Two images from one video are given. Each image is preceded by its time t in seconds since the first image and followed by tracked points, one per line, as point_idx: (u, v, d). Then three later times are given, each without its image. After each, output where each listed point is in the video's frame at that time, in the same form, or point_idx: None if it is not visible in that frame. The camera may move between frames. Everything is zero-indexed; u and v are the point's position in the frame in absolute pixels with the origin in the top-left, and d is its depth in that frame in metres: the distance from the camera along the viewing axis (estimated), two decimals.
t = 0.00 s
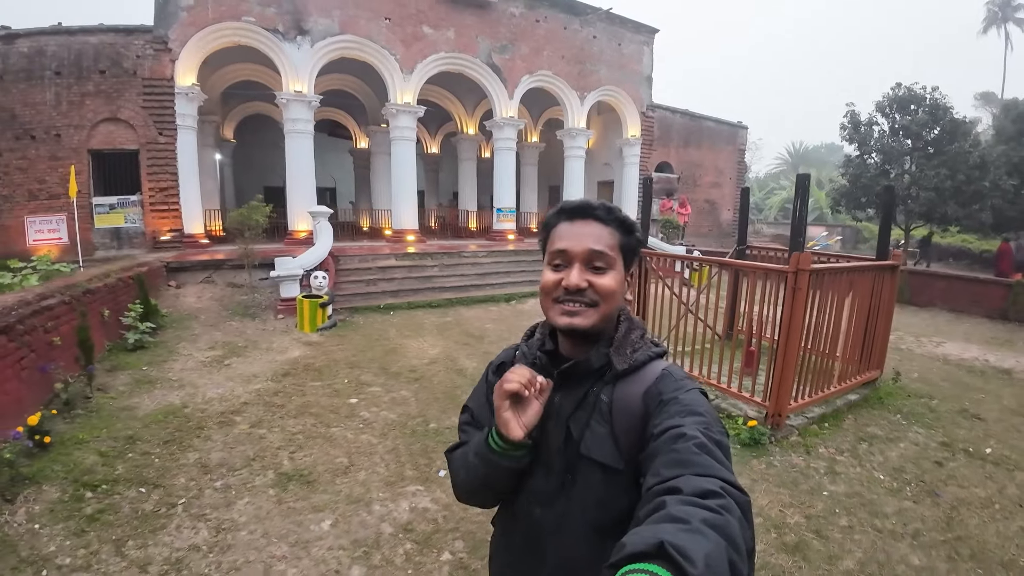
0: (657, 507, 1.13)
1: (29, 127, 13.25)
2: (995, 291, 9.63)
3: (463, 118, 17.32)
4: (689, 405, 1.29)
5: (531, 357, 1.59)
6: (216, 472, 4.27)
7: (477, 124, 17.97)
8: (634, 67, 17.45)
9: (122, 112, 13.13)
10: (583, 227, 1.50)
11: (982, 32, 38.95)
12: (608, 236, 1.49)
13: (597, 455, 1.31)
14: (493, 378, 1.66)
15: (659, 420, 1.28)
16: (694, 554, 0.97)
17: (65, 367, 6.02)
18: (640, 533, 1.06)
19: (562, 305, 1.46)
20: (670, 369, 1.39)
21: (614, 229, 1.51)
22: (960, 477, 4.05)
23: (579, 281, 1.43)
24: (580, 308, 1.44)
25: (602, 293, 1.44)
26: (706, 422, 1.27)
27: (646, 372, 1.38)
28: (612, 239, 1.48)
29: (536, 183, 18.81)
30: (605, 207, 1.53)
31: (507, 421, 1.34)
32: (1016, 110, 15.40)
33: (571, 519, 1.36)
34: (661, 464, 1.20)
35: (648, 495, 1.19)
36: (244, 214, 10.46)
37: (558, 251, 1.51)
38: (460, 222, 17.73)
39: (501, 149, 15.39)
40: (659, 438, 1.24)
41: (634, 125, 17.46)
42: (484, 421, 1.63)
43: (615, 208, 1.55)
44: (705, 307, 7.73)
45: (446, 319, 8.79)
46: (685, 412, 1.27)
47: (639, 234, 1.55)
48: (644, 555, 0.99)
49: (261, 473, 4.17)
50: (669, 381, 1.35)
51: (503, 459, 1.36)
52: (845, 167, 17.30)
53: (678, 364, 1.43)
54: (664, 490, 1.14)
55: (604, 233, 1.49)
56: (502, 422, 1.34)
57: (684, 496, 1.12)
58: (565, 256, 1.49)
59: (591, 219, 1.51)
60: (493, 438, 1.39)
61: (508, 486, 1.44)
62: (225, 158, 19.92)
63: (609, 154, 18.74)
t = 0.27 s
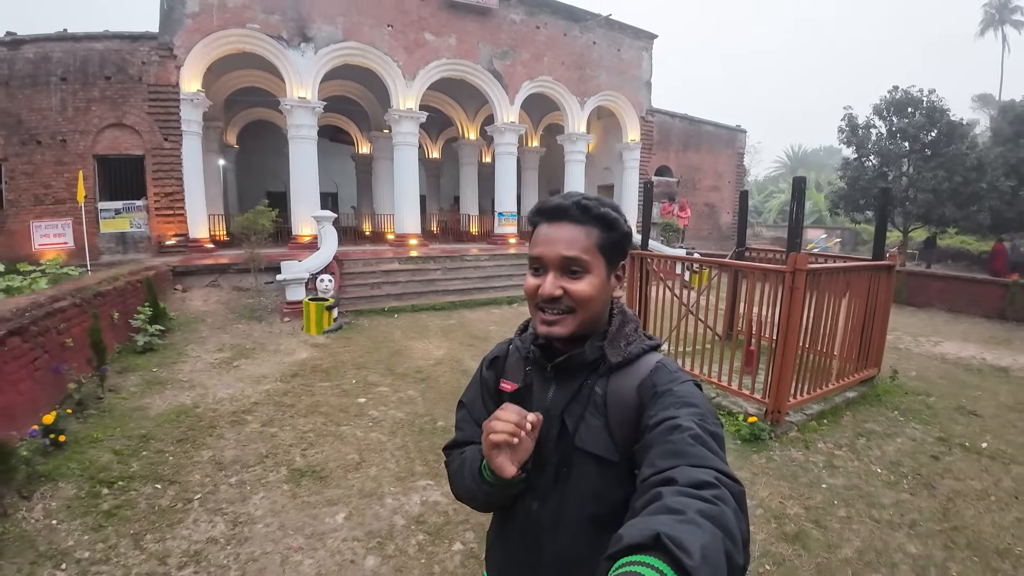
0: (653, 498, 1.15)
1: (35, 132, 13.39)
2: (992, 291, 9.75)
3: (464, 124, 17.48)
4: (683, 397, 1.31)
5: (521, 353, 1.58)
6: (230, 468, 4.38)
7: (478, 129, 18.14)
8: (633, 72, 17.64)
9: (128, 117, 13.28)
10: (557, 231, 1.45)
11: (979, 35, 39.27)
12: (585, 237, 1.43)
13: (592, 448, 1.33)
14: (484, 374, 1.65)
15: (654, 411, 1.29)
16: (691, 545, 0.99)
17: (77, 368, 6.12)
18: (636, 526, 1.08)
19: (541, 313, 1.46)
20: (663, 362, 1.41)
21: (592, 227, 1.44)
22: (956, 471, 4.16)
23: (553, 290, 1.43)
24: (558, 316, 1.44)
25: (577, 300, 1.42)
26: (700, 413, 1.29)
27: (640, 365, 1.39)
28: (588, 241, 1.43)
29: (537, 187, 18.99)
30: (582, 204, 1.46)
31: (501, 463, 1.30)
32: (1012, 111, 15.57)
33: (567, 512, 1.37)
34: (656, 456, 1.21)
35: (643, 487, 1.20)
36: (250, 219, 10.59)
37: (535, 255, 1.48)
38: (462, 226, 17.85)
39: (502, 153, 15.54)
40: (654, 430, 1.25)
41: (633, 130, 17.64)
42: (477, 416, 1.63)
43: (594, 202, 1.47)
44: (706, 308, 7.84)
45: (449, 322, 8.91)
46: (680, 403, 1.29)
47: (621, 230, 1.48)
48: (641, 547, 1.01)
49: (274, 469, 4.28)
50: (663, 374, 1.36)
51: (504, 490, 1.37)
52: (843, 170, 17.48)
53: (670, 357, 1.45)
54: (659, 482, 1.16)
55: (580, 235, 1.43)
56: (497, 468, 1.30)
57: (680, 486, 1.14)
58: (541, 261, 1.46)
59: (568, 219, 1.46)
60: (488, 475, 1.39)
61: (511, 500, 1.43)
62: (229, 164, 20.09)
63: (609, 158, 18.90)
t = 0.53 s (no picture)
0: (655, 500, 1.15)
1: (40, 137, 13.55)
2: (987, 290, 9.93)
3: (464, 129, 17.72)
4: (686, 400, 1.32)
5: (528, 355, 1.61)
6: (245, 462, 4.52)
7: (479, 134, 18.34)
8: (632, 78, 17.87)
9: (133, 123, 13.46)
10: (569, 232, 1.50)
11: (976, 38, 39.60)
12: (596, 239, 1.48)
13: (595, 449, 1.33)
14: (488, 375, 1.68)
15: (656, 414, 1.30)
16: (692, 548, 0.99)
17: (90, 368, 6.26)
18: (638, 529, 1.07)
19: (555, 314, 1.48)
20: (668, 365, 1.42)
21: (602, 231, 1.50)
22: (948, 463, 4.31)
23: (568, 291, 1.46)
24: (572, 317, 1.47)
25: (591, 300, 1.46)
26: (703, 416, 1.29)
27: (644, 369, 1.40)
28: (600, 242, 1.48)
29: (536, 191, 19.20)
30: (593, 207, 1.52)
31: (476, 450, 1.32)
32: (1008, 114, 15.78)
33: (569, 513, 1.37)
34: (658, 458, 1.21)
35: (646, 489, 1.20)
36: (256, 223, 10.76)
37: (547, 258, 1.52)
38: (463, 230, 18.04)
39: (503, 158, 15.74)
40: (656, 433, 1.26)
41: (632, 134, 17.86)
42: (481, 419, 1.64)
43: (603, 207, 1.53)
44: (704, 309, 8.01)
45: (453, 324, 9.06)
46: (683, 406, 1.30)
47: (629, 233, 1.54)
48: (643, 550, 1.01)
49: (288, 464, 4.42)
50: (666, 377, 1.38)
51: (483, 481, 1.37)
52: (841, 173, 17.70)
53: (673, 361, 1.46)
54: (662, 486, 1.16)
55: (592, 237, 1.49)
56: (472, 452, 1.32)
57: (683, 489, 1.14)
58: (554, 263, 1.50)
59: (578, 223, 1.51)
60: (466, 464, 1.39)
61: (497, 488, 1.42)
62: (231, 169, 20.27)
63: (608, 163, 19.12)
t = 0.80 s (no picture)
0: (668, 506, 1.11)
1: (47, 142, 13.71)
2: (979, 293, 10.16)
3: (465, 134, 17.96)
4: (696, 404, 1.27)
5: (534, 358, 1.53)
6: (259, 458, 4.70)
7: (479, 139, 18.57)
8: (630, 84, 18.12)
9: (139, 128, 13.63)
10: (600, 227, 1.46)
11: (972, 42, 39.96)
12: (626, 238, 1.47)
13: (607, 456, 1.27)
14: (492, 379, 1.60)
15: (667, 419, 1.24)
16: (706, 552, 0.95)
17: (104, 369, 6.45)
18: (651, 534, 1.03)
19: (582, 307, 1.40)
20: (677, 371, 1.37)
21: (629, 231, 1.50)
22: (935, 458, 4.50)
23: (601, 283, 1.38)
24: (599, 310, 1.39)
25: (620, 295, 1.40)
26: (714, 422, 1.25)
27: (655, 373, 1.35)
28: (629, 240, 1.47)
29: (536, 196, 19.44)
30: (622, 210, 1.51)
31: (489, 357, 1.39)
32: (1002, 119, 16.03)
33: (579, 524, 1.29)
34: (670, 463, 1.16)
35: (658, 496, 1.15)
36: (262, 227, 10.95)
37: (575, 250, 1.45)
38: (463, 234, 18.26)
39: (503, 163, 15.98)
40: (668, 438, 1.20)
41: (631, 140, 18.12)
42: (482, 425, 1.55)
43: (628, 212, 1.53)
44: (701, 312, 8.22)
45: (455, 326, 9.25)
46: (693, 410, 1.25)
47: (649, 240, 1.55)
48: (658, 554, 0.96)
49: (300, 459, 4.60)
50: (677, 382, 1.33)
51: (491, 410, 1.37)
52: (837, 177, 17.95)
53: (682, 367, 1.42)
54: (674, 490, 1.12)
55: (621, 235, 1.47)
56: (484, 354, 1.41)
57: (696, 493, 1.10)
58: (584, 254, 1.43)
59: (608, 221, 1.49)
60: (475, 386, 1.41)
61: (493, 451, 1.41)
62: (234, 174, 20.47)
63: (607, 168, 19.37)
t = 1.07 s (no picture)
0: (667, 523, 1.11)
1: (50, 145, 13.81)
2: (972, 296, 10.37)
3: (465, 139, 18.14)
4: (697, 419, 1.30)
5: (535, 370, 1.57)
6: (268, 456, 4.85)
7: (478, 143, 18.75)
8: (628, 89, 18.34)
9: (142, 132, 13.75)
10: (595, 241, 1.51)
11: (968, 46, 40.35)
12: (621, 250, 1.51)
13: (606, 471, 1.30)
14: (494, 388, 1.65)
15: (668, 434, 1.26)
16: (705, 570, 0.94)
17: (113, 370, 6.59)
18: (649, 551, 1.03)
19: (577, 322, 1.46)
20: (678, 386, 1.41)
21: (625, 244, 1.55)
22: (922, 457, 4.67)
23: (595, 298, 1.44)
24: (594, 324, 1.45)
25: (616, 309, 1.46)
26: (715, 437, 1.27)
27: (656, 387, 1.38)
28: (624, 253, 1.51)
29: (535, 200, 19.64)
30: (617, 222, 1.55)
31: (482, 408, 1.35)
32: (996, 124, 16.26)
33: (579, 538, 1.33)
34: (670, 479, 1.18)
35: (657, 511, 1.17)
36: (266, 231, 11.10)
37: (570, 265, 1.51)
38: (462, 237, 18.44)
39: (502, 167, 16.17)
40: (668, 453, 1.23)
41: (628, 144, 18.34)
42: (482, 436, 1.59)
43: (624, 223, 1.58)
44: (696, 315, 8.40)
45: (456, 328, 9.42)
46: (694, 426, 1.27)
47: (647, 249, 1.60)
48: (655, 571, 0.95)
49: (308, 457, 4.75)
50: (678, 397, 1.36)
51: (484, 456, 1.37)
52: (833, 181, 18.19)
53: (683, 380, 1.45)
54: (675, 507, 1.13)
55: (616, 248, 1.52)
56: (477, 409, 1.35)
57: (696, 511, 1.11)
58: (578, 270, 1.49)
59: (603, 234, 1.54)
60: (468, 431, 1.39)
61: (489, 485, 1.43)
62: (234, 177, 20.62)
63: (605, 172, 19.59)
